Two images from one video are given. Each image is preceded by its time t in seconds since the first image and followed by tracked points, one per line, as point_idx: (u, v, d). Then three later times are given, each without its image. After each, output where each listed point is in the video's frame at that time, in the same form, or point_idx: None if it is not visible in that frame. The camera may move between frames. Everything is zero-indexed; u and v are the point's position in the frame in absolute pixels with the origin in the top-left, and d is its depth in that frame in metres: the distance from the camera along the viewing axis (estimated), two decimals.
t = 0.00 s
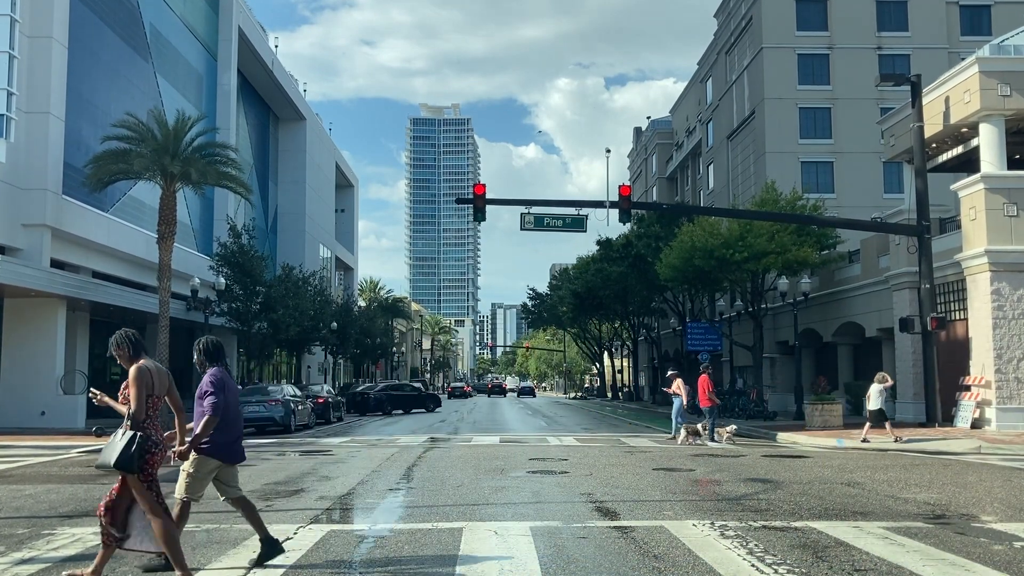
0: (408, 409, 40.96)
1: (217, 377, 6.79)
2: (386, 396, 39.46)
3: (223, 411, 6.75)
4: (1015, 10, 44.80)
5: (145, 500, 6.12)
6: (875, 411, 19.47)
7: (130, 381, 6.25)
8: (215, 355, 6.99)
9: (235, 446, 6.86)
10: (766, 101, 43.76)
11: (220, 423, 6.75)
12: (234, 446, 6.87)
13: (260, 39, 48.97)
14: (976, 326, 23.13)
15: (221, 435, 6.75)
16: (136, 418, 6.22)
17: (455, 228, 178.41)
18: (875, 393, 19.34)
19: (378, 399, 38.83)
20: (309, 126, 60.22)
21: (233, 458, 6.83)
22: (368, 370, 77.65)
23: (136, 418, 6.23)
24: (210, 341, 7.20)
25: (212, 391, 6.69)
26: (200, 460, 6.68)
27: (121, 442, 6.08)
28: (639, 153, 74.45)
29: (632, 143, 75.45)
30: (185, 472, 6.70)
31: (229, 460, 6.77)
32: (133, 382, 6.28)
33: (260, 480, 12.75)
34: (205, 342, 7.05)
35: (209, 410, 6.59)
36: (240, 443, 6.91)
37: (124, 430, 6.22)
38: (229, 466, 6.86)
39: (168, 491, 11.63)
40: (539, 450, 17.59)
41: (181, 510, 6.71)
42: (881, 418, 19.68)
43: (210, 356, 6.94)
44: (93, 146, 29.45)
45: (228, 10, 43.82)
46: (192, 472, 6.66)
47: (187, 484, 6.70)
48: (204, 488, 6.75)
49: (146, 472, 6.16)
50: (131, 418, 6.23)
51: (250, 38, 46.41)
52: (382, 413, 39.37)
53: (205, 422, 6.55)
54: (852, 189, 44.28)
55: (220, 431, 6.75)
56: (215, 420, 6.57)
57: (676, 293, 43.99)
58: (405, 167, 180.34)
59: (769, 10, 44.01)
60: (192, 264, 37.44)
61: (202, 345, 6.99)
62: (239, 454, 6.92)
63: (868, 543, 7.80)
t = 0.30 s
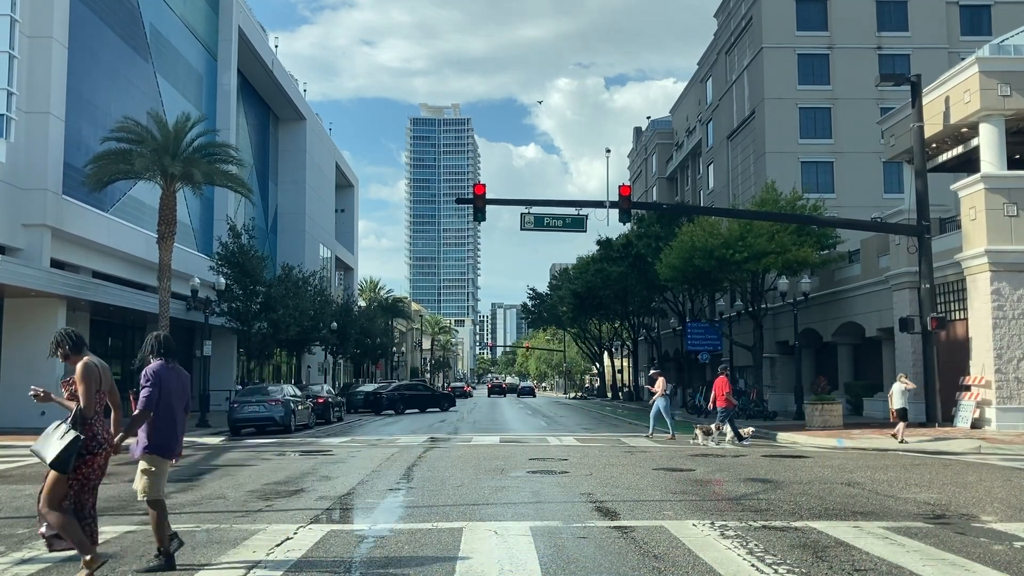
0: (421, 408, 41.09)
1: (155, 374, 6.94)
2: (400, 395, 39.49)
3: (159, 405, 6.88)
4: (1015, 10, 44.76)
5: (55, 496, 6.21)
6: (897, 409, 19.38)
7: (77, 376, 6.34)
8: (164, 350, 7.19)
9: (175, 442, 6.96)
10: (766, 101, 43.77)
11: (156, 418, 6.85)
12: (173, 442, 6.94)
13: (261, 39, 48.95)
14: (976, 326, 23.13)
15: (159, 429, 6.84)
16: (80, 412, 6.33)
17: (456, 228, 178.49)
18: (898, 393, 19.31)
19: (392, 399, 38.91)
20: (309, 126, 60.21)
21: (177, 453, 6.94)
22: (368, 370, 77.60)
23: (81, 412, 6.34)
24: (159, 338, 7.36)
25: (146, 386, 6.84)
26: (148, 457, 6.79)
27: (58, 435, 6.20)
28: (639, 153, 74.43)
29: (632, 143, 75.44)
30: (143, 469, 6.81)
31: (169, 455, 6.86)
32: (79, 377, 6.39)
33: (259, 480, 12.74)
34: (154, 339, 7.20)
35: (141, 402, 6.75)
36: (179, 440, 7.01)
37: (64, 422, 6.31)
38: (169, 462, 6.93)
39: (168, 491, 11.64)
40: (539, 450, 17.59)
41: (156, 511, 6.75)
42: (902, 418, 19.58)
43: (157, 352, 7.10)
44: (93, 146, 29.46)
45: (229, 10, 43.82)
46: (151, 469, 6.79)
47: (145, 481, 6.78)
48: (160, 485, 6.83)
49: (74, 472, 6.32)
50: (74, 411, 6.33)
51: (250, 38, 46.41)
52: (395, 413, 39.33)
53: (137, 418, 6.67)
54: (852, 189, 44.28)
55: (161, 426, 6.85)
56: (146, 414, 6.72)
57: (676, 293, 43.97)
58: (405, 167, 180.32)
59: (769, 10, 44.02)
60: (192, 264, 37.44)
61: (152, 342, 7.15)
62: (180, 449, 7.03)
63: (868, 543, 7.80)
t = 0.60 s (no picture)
0: (436, 408, 41.58)
1: (102, 379, 6.85)
2: (414, 395, 40.01)
3: (106, 408, 6.80)
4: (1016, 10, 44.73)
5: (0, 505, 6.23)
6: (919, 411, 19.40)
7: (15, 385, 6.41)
8: (114, 353, 7.12)
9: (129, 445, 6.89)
10: (766, 101, 43.77)
11: (105, 420, 6.78)
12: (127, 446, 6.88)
13: (260, 39, 48.93)
14: (976, 326, 23.13)
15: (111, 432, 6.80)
16: (21, 419, 6.37)
17: (455, 228, 178.61)
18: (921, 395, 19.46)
19: (408, 399, 39.53)
20: (309, 125, 60.21)
21: (132, 456, 6.90)
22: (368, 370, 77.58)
23: (22, 420, 6.38)
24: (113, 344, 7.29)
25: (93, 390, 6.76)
26: (105, 460, 6.76)
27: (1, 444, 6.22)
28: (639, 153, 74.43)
29: (632, 143, 75.41)
30: (99, 475, 6.78)
31: (124, 460, 6.83)
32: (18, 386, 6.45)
33: (259, 480, 12.75)
34: (107, 345, 7.15)
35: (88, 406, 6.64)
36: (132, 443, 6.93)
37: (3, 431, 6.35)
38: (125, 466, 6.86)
39: (168, 490, 11.64)
40: (539, 450, 17.59)
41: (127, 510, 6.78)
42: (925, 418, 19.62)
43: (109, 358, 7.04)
44: (93, 146, 29.46)
45: (228, 10, 43.80)
46: (109, 473, 6.75)
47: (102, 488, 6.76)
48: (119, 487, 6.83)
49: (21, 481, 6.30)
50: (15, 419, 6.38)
51: (250, 38, 46.39)
52: (409, 412, 39.93)
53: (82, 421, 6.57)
54: (852, 189, 44.26)
55: (111, 429, 6.78)
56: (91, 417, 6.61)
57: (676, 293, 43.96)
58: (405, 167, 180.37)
59: (769, 9, 44.02)
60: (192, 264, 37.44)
61: (104, 350, 7.11)
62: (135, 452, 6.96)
63: (868, 543, 7.80)
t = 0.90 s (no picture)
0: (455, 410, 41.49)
1: (60, 374, 6.93)
2: (430, 395, 40.03)
3: (60, 405, 6.89)
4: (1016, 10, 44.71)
5: None
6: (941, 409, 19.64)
7: None
8: (71, 349, 7.16)
9: (81, 442, 6.99)
10: (766, 101, 43.78)
11: (59, 418, 6.89)
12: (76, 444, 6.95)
13: (261, 39, 48.93)
14: (976, 326, 23.12)
15: (61, 429, 6.88)
16: None
17: (455, 228, 178.73)
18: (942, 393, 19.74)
19: (423, 398, 39.51)
20: (309, 125, 60.22)
21: (79, 454, 6.95)
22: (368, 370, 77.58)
23: None
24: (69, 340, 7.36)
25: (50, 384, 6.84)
26: (43, 453, 6.81)
27: None
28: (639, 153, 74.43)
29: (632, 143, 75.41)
30: (34, 468, 6.79)
31: (73, 455, 6.91)
32: None
33: (259, 480, 12.75)
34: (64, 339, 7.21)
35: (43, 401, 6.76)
36: (83, 442, 7.02)
37: None
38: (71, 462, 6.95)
39: (168, 490, 11.64)
40: (539, 450, 17.58)
41: (40, 506, 6.79)
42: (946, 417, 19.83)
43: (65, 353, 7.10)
44: (93, 146, 29.46)
45: (228, 10, 43.79)
46: (40, 468, 6.78)
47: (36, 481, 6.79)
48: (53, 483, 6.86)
49: None
50: None
51: (250, 38, 46.40)
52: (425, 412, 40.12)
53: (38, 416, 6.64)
54: (852, 189, 44.26)
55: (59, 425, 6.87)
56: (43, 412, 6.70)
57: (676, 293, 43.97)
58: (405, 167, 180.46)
59: (769, 9, 44.03)
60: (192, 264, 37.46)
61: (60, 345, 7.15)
62: (84, 449, 7.04)
63: (867, 543, 7.81)
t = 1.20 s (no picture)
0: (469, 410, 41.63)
1: (13, 382, 6.93)
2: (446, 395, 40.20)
3: (17, 414, 6.93)
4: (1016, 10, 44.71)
5: None
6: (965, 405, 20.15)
7: None
8: (21, 356, 7.17)
9: (38, 448, 7.02)
10: (766, 101, 43.80)
11: (15, 427, 6.91)
12: (33, 451, 6.98)
13: (261, 39, 48.92)
14: (976, 325, 23.11)
15: (13, 434, 6.91)
16: None
17: (455, 227, 178.77)
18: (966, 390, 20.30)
19: (441, 396, 39.95)
20: (309, 125, 60.23)
21: (37, 461, 6.99)
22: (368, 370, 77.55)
23: None
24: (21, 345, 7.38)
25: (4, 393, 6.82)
26: None
27: None
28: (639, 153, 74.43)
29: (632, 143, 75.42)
30: None
31: (29, 463, 6.94)
32: None
33: (258, 480, 12.75)
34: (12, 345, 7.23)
35: None
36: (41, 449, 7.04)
37: None
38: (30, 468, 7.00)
39: (167, 491, 11.64)
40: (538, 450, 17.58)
41: None
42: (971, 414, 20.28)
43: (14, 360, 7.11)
44: (93, 146, 29.47)
45: (229, 10, 43.79)
46: None
47: None
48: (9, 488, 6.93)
49: None
50: None
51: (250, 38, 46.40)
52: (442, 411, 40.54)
53: None
54: (852, 189, 44.24)
55: (16, 434, 6.91)
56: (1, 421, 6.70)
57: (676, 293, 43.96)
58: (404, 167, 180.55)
59: (769, 9, 44.04)
60: (192, 265, 37.46)
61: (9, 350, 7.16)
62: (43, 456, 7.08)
63: (866, 543, 7.82)
